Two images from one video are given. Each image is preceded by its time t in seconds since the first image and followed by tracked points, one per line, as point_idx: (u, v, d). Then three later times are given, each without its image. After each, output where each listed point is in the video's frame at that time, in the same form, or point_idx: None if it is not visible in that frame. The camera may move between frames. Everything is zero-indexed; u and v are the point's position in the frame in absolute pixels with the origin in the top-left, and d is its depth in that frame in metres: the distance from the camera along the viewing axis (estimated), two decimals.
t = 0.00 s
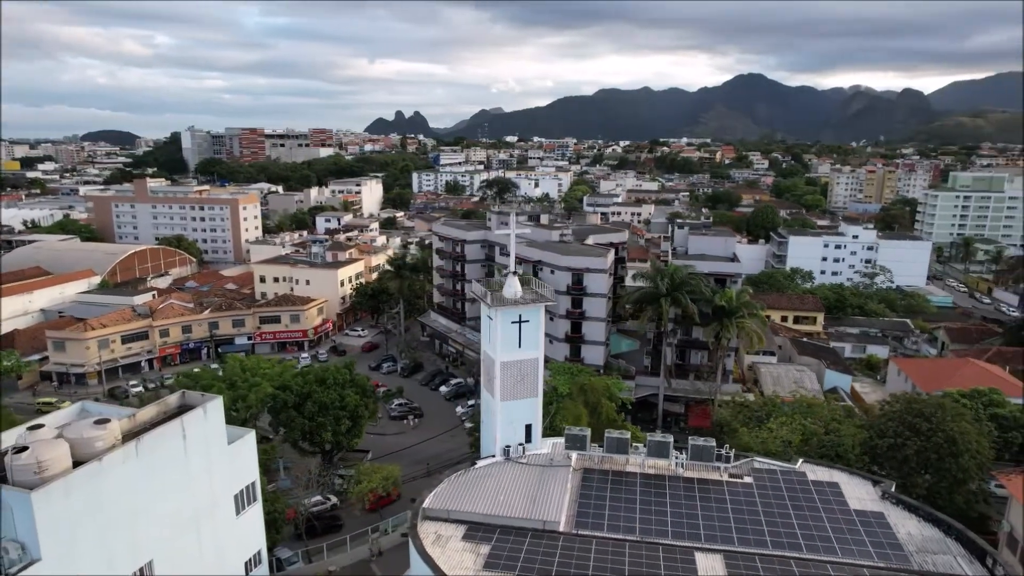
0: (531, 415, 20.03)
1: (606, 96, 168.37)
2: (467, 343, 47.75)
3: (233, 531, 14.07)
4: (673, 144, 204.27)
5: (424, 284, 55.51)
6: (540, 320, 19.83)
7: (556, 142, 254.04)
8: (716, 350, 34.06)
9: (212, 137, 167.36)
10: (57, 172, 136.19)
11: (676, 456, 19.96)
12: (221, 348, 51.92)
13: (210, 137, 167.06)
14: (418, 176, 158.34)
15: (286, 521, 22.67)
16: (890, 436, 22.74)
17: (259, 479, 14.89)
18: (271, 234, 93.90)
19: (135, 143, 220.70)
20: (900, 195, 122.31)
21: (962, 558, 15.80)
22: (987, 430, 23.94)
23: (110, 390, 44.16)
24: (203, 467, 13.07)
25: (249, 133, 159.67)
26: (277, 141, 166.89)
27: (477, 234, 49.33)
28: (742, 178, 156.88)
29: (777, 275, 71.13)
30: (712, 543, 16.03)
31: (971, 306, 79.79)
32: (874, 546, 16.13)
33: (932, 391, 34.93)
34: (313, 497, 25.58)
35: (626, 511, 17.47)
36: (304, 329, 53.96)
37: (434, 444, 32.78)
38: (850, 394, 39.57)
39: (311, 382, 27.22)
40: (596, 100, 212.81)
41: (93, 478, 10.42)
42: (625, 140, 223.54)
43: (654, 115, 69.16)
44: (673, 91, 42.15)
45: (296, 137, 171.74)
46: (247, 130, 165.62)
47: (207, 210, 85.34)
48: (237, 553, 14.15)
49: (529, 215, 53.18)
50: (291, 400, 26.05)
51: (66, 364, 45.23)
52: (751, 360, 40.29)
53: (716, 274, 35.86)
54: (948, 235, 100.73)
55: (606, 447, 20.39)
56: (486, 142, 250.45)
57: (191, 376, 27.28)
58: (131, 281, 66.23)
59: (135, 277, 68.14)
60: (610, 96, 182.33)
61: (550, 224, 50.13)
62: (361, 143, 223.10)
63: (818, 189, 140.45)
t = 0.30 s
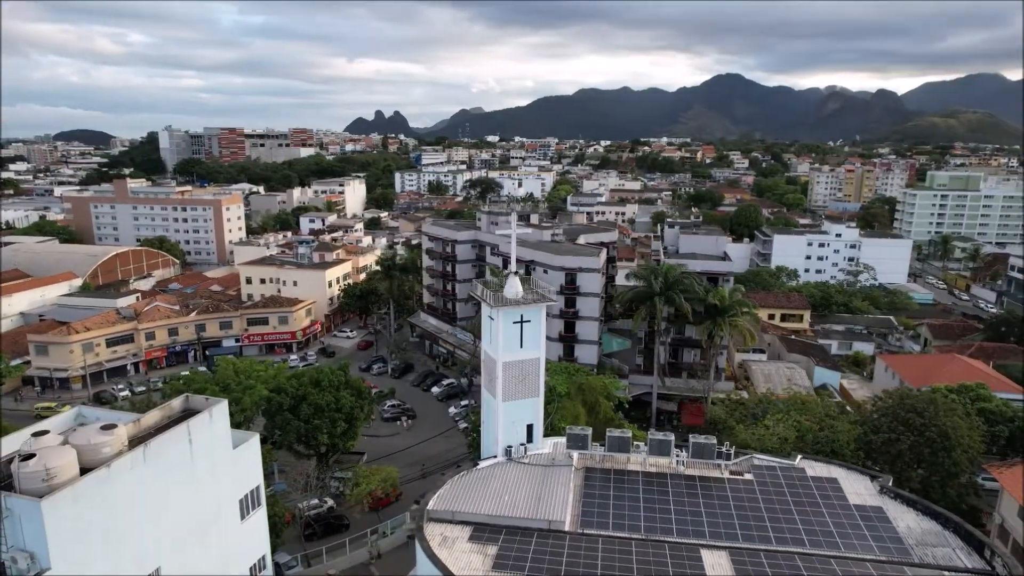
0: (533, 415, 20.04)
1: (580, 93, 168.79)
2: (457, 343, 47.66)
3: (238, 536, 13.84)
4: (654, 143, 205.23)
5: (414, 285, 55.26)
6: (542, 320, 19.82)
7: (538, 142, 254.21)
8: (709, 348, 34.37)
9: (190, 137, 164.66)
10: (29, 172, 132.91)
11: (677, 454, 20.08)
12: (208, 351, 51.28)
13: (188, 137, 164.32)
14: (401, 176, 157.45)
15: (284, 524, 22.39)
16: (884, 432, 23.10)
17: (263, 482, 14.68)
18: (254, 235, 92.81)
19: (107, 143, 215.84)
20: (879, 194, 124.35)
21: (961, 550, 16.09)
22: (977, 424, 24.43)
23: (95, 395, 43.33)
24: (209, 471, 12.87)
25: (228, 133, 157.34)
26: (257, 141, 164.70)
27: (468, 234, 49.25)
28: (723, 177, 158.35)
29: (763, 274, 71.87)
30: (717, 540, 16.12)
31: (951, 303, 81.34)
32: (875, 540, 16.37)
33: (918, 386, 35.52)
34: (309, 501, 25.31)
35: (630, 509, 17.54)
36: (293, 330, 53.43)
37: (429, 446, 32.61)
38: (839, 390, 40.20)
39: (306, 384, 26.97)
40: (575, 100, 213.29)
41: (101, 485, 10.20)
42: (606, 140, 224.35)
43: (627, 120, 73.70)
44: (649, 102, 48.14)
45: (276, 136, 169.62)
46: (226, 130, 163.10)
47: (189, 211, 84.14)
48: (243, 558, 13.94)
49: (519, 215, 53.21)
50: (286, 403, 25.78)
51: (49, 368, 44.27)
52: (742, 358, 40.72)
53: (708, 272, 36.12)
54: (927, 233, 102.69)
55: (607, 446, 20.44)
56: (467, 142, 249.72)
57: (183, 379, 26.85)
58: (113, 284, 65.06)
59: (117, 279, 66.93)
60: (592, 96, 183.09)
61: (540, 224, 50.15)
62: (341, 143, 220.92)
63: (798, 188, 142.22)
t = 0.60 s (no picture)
0: (534, 415, 20.01)
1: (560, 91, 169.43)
2: (448, 343, 47.56)
3: (244, 542, 13.64)
4: (634, 142, 205.93)
5: (404, 285, 54.98)
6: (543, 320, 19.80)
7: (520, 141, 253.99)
8: (702, 346, 34.62)
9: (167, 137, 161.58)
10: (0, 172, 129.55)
11: (677, 452, 20.20)
12: (195, 353, 50.60)
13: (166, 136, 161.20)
14: (382, 176, 156.62)
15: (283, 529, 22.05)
16: (877, 427, 23.43)
17: (268, 486, 14.48)
18: (237, 235, 91.64)
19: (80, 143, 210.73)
20: (857, 193, 126.33)
21: (959, 542, 16.38)
22: (966, 418, 24.94)
23: (79, 400, 42.49)
24: (215, 475, 12.66)
25: (207, 133, 154.93)
26: (236, 141, 162.55)
27: (458, 234, 49.08)
28: (703, 176, 159.78)
29: (748, 273, 72.56)
30: (721, 537, 16.23)
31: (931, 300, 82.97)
32: (875, 533, 16.61)
33: (905, 381, 36.12)
34: (305, 504, 24.99)
35: (634, 508, 17.62)
36: (281, 332, 52.87)
37: (424, 448, 32.40)
38: (827, 386, 40.75)
39: (301, 386, 26.67)
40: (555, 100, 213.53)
41: (111, 491, 9.99)
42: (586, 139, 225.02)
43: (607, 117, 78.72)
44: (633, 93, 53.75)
45: (255, 136, 167.52)
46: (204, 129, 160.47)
47: (170, 211, 82.83)
48: (248, 564, 13.71)
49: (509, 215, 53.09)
50: (282, 405, 25.44)
51: (32, 373, 43.35)
52: (732, 356, 41.11)
53: (700, 271, 36.40)
54: (906, 231, 104.67)
55: (608, 444, 20.50)
56: (449, 142, 248.71)
57: (174, 382, 26.37)
58: (94, 286, 63.85)
59: (98, 281, 65.72)
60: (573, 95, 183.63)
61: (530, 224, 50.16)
62: (322, 143, 218.73)
63: (778, 187, 143.99)
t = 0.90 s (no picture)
0: (536, 415, 19.98)
1: (540, 89, 172.12)
2: (438, 344, 47.40)
3: (250, 547, 13.46)
4: (615, 141, 206.53)
5: (392, 285, 54.59)
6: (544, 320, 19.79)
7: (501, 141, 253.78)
8: (694, 345, 34.85)
9: (144, 137, 158.59)
10: None
11: (678, 450, 20.32)
12: (181, 356, 49.87)
13: (142, 136, 158.21)
14: (364, 176, 155.70)
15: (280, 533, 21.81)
16: (871, 422, 23.79)
17: (273, 490, 14.32)
18: (219, 237, 90.40)
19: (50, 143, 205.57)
20: (836, 192, 128.17)
21: (957, 534, 16.72)
22: (956, 411, 25.40)
23: (62, 405, 41.63)
24: (222, 480, 12.46)
25: (184, 133, 152.47)
26: (214, 141, 160.21)
27: (448, 234, 48.87)
28: (684, 175, 160.98)
29: (733, 271, 73.20)
30: (725, 534, 16.36)
31: (912, 296, 84.56)
32: (876, 527, 16.85)
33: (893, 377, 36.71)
34: (301, 507, 24.74)
35: (638, 506, 17.69)
36: (268, 334, 52.30)
37: (420, 450, 32.19)
38: (816, 382, 41.29)
39: (296, 388, 26.41)
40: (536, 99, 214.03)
41: (122, 498, 9.81)
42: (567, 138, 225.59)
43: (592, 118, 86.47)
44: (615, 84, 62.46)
45: (234, 136, 165.31)
46: (182, 129, 157.82)
47: (151, 212, 81.44)
48: (255, 569, 13.54)
49: (498, 215, 52.98)
50: (277, 408, 25.18)
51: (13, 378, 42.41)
52: (722, 354, 41.51)
53: (692, 270, 36.64)
54: (885, 229, 106.52)
55: (609, 443, 20.56)
56: (429, 142, 247.36)
57: (166, 387, 26.00)
58: (73, 289, 62.60)
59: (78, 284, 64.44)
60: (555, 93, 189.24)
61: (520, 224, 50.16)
62: (302, 143, 216.46)
63: (759, 186, 145.52)
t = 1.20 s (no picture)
0: (537, 415, 19.96)
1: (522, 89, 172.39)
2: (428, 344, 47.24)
3: (256, 552, 13.26)
4: (595, 141, 207.29)
5: (381, 285, 54.23)
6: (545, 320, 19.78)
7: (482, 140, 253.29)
8: (687, 343, 35.12)
9: (119, 136, 155.47)
10: None
11: (678, 448, 20.48)
12: (167, 359, 49.10)
13: (117, 136, 155.09)
14: (344, 176, 154.71)
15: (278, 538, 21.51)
16: (864, 418, 24.19)
17: (279, 494, 14.10)
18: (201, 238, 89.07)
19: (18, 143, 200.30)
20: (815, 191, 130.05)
21: (954, 526, 17.05)
22: (946, 406, 25.82)
23: (45, 411, 40.72)
24: (230, 484, 12.26)
25: (161, 133, 149.76)
26: (192, 141, 157.61)
27: (438, 234, 48.64)
28: (664, 175, 162.20)
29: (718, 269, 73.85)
30: (730, 530, 16.49)
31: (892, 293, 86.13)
32: (875, 521, 17.12)
33: (879, 374, 37.27)
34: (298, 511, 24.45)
35: (641, 504, 17.76)
36: (256, 336, 51.70)
37: (415, 452, 31.98)
38: (805, 379, 41.85)
39: (291, 391, 26.08)
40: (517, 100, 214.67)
41: (134, 505, 9.60)
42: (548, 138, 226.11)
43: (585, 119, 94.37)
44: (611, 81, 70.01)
45: (211, 136, 162.78)
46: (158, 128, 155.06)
47: (131, 213, 79.97)
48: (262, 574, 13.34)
49: (487, 214, 52.95)
50: (272, 411, 24.91)
51: None
52: (712, 352, 41.87)
53: (684, 269, 36.92)
54: (864, 228, 108.36)
55: (610, 442, 20.62)
56: (409, 142, 245.97)
57: (157, 390, 25.53)
58: (52, 292, 61.23)
59: (57, 286, 63.04)
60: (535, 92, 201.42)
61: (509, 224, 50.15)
62: (280, 143, 213.89)
63: (739, 185, 147.15)
